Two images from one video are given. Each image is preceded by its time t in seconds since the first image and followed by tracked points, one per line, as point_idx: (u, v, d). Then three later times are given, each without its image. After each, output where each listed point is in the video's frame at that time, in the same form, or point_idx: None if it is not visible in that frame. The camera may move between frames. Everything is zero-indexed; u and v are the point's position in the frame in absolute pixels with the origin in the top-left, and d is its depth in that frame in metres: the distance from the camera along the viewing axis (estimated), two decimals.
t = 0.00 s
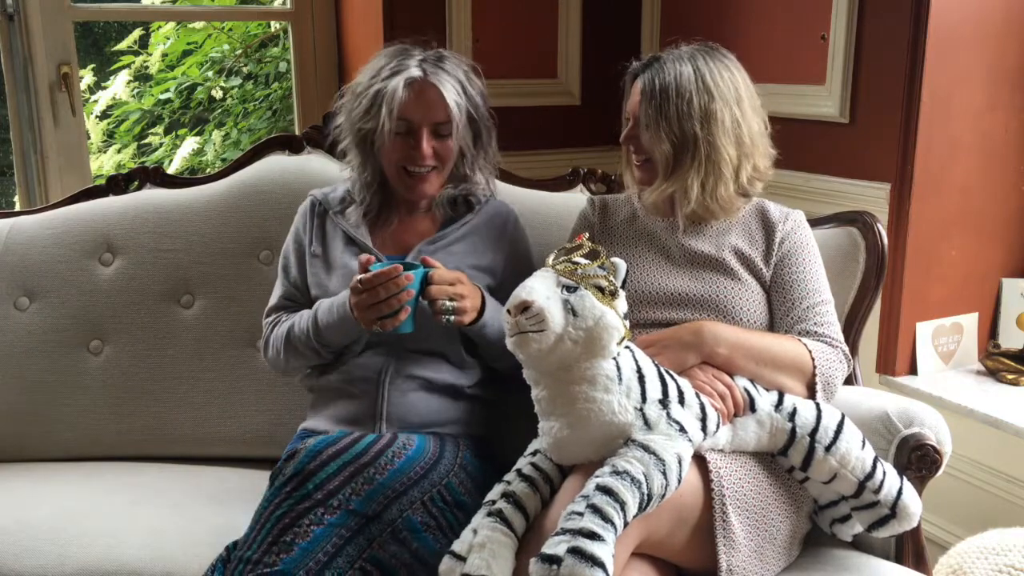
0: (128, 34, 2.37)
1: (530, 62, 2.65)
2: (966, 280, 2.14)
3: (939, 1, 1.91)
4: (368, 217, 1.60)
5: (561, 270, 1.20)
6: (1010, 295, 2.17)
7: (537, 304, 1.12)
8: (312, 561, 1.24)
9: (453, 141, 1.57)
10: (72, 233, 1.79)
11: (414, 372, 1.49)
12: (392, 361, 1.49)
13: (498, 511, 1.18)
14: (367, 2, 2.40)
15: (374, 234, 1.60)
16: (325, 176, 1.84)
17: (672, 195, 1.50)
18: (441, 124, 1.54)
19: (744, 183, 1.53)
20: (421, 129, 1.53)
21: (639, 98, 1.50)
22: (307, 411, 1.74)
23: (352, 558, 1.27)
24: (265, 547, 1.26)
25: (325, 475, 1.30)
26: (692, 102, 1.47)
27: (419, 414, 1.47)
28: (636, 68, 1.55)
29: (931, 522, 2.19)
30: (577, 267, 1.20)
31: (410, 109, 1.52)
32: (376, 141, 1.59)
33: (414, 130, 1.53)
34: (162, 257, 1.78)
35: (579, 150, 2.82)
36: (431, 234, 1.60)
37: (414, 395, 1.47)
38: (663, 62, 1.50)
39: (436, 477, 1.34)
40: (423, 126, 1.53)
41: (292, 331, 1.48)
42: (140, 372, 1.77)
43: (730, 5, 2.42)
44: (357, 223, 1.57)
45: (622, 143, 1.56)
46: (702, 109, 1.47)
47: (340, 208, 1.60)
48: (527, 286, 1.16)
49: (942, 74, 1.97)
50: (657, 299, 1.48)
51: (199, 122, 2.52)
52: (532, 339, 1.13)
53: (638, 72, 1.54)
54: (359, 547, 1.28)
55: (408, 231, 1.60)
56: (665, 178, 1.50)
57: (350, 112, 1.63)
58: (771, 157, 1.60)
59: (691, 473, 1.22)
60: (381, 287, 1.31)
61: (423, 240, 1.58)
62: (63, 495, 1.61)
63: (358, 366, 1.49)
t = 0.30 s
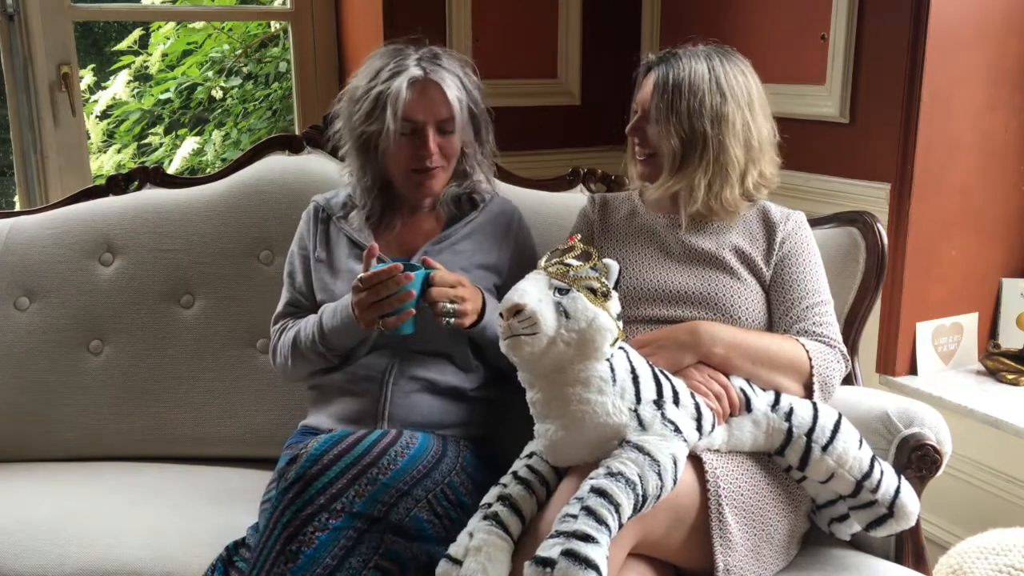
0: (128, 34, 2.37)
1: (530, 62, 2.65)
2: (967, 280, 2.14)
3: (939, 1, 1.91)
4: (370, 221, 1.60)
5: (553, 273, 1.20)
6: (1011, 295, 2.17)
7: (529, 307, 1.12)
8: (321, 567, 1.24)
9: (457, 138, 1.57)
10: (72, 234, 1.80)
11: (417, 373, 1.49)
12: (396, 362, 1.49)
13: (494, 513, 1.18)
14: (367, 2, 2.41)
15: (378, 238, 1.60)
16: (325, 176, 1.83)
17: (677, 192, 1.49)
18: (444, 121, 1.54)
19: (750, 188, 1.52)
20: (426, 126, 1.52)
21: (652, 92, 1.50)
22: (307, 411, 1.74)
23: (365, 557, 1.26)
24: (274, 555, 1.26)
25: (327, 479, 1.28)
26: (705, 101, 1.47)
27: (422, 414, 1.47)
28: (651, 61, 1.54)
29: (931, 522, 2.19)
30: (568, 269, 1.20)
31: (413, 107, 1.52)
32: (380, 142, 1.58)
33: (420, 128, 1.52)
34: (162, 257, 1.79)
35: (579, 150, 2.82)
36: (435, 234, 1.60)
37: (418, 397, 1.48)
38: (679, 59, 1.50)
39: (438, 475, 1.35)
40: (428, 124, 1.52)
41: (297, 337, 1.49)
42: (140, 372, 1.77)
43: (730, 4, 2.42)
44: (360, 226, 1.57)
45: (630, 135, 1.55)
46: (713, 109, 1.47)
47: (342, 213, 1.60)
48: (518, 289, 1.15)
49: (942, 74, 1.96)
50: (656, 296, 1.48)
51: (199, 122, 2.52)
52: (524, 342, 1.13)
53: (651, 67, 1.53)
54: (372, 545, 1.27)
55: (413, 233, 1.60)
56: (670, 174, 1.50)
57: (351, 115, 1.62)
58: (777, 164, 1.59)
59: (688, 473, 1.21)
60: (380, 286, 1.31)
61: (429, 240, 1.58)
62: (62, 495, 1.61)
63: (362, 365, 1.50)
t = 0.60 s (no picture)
0: (128, 34, 2.37)
1: (530, 62, 2.65)
2: (966, 280, 2.14)
3: (939, 1, 1.91)
4: (382, 222, 1.60)
5: (555, 273, 1.20)
6: (1010, 295, 2.17)
7: (531, 307, 1.12)
8: None
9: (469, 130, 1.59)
10: (72, 234, 1.79)
11: (424, 373, 1.49)
12: (404, 362, 1.49)
13: (495, 513, 1.18)
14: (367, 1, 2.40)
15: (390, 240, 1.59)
16: (326, 176, 1.83)
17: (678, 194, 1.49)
18: (456, 112, 1.55)
19: (750, 185, 1.52)
20: (439, 116, 1.53)
21: (648, 94, 1.50)
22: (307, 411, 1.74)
23: (383, 568, 1.26)
24: (295, 565, 1.22)
25: (353, 490, 1.25)
26: (700, 100, 1.47)
27: (428, 415, 1.47)
28: (647, 64, 1.54)
29: (930, 522, 2.19)
30: (571, 269, 1.21)
31: (427, 97, 1.53)
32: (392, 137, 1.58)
33: (434, 118, 1.53)
34: (163, 257, 1.78)
35: (579, 150, 2.82)
36: (445, 236, 1.60)
37: (425, 397, 1.48)
38: (674, 60, 1.50)
39: (455, 487, 1.35)
40: (442, 114, 1.54)
41: (304, 335, 1.49)
42: (140, 372, 1.77)
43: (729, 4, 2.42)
44: (370, 227, 1.57)
45: (630, 139, 1.55)
46: (711, 109, 1.47)
47: (352, 212, 1.59)
48: (521, 289, 1.15)
49: (942, 74, 1.96)
50: (658, 296, 1.48)
51: (199, 122, 2.52)
52: (527, 343, 1.13)
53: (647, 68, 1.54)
54: (386, 558, 1.27)
55: (425, 234, 1.60)
56: (670, 176, 1.50)
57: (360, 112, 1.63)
58: (778, 162, 1.59)
59: (689, 473, 1.21)
60: (392, 283, 1.31)
61: (439, 242, 1.58)
62: (62, 495, 1.61)
63: (370, 364, 1.50)
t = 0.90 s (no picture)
0: (128, 34, 2.37)
1: (530, 62, 2.65)
2: (966, 280, 2.14)
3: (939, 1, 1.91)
4: (384, 224, 1.58)
5: (555, 273, 1.20)
6: (1010, 295, 2.17)
7: (531, 307, 1.12)
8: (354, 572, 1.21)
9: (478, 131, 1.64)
10: (72, 234, 1.79)
11: (424, 373, 1.49)
12: (404, 361, 1.49)
13: (495, 513, 1.18)
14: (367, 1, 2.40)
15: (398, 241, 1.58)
16: (325, 175, 1.83)
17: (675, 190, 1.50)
18: (477, 112, 1.60)
19: (749, 185, 1.52)
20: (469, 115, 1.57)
21: (651, 89, 1.51)
22: (307, 411, 1.74)
23: (389, 564, 1.26)
24: (304, 561, 1.20)
25: (360, 484, 1.25)
26: (704, 96, 1.47)
27: (428, 415, 1.47)
28: (652, 60, 1.55)
29: (930, 522, 2.19)
30: (571, 270, 1.20)
31: (463, 96, 1.56)
32: (419, 134, 1.55)
33: (466, 117, 1.56)
34: (163, 257, 1.78)
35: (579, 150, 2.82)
36: (443, 234, 1.60)
37: (425, 397, 1.48)
38: (678, 57, 1.50)
39: (456, 484, 1.35)
40: (471, 112, 1.57)
41: (302, 337, 1.48)
42: (139, 372, 1.77)
43: (730, 4, 2.41)
44: (365, 226, 1.57)
45: (629, 134, 1.56)
46: (711, 107, 1.47)
47: (347, 213, 1.60)
48: (521, 288, 1.15)
49: (942, 74, 1.96)
50: (658, 297, 1.48)
51: (199, 122, 2.52)
52: (527, 342, 1.13)
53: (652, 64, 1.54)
54: (391, 553, 1.27)
55: (426, 233, 1.60)
56: (668, 172, 1.50)
57: (388, 110, 1.58)
58: (778, 164, 1.59)
59: (689, 473, 1.21)
60: (390, 283, 1.31)
61: (435, 240, 1.58)
62: (62, 495, 1.61)
63: (370, 365, 1.50)
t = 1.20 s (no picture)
0: (128, 34, 2.37)
1: (529, 62, 2.65)
2: (966, 280, 2.14)
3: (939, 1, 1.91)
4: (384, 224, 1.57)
5: (556, 273, 1.20)
6: (1010, 295, 2.17)
7: (532, 307, 1.12)
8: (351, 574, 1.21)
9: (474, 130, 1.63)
10: (72, 234, 1.79)
11: (425, 374, 1.50)
12: (404, 361, 1.50)
13: (496, 513, 1.18)
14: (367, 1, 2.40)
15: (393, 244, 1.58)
16: (325, 175, 1.83)
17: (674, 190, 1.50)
18: (473, 112, 1.59)
19: (748, 184, 1.51)
20: (465, 116, 1.56)
21: (650, 89, 1.51)
22: (307, 411, 1.74)
23: (386, 566, 1.25)
24: (301, 567, 1.21)
25: (350, 487, 1.25)
26: (703, 96, 1.47)
27: (428, 415, 1.47)
28: (650, 60, 1.55)
29: (930, 522, 2.19)
30: (572, 270, 1.20)
31: (457, 97, 1.56)
32: (414, 138, 1.55)
33: (461, 118, 1.56)
34: (163, 257, 1.78)
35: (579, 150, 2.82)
36: (443, 232, 1.60)
37: (426, 398, 1.48)
38: (677, 57, 1.50)
39: (451, 481, 1.35)
40: (467, 114, 1.57)
41: (302, 336, 1.48)
42: (139, 372, 1.77)
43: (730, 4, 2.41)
44: (365, 225, 1.58)
45: (628, 134, 1.56)
46: (711, 107, 1.47)
47: (347, 213, 1.60)
48: (521, 289, 1.15)
49: (942, 74, 1.96)
50: (659, 297, 1.48)
51: (199, 122, 2.52)
52: (527, 342, 1.13)
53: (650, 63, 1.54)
54: (390, 555, 1.26)
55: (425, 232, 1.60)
56: (667, 171, 1.50)
57: (380, 114, 1.58)
58: (778, 163, 1.59)
59: (689, 473, 1.22)
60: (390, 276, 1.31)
61: (436, 239, 1.58)
62: (62, 495, 1.61)
63: (370, 365, 1.50)
